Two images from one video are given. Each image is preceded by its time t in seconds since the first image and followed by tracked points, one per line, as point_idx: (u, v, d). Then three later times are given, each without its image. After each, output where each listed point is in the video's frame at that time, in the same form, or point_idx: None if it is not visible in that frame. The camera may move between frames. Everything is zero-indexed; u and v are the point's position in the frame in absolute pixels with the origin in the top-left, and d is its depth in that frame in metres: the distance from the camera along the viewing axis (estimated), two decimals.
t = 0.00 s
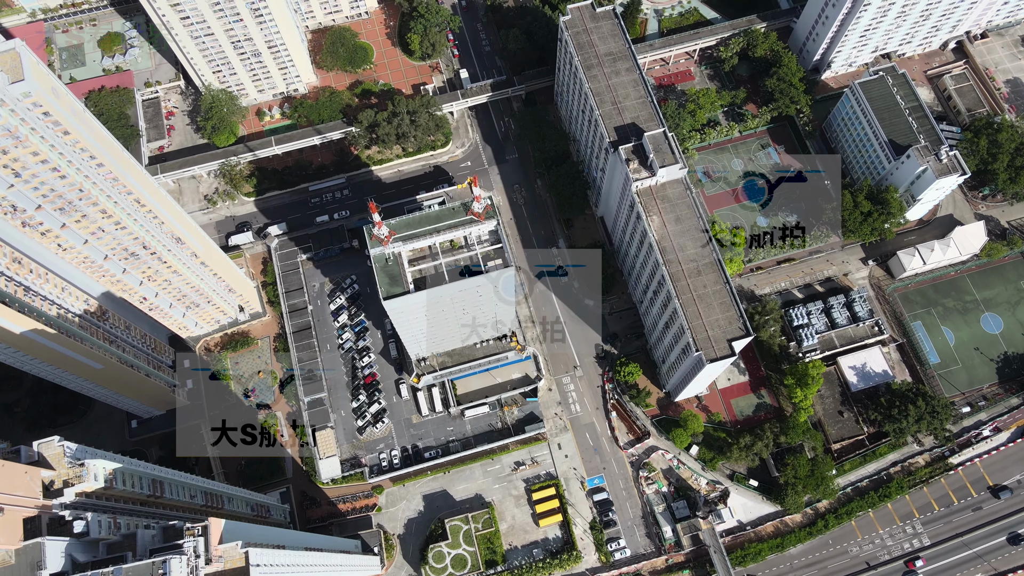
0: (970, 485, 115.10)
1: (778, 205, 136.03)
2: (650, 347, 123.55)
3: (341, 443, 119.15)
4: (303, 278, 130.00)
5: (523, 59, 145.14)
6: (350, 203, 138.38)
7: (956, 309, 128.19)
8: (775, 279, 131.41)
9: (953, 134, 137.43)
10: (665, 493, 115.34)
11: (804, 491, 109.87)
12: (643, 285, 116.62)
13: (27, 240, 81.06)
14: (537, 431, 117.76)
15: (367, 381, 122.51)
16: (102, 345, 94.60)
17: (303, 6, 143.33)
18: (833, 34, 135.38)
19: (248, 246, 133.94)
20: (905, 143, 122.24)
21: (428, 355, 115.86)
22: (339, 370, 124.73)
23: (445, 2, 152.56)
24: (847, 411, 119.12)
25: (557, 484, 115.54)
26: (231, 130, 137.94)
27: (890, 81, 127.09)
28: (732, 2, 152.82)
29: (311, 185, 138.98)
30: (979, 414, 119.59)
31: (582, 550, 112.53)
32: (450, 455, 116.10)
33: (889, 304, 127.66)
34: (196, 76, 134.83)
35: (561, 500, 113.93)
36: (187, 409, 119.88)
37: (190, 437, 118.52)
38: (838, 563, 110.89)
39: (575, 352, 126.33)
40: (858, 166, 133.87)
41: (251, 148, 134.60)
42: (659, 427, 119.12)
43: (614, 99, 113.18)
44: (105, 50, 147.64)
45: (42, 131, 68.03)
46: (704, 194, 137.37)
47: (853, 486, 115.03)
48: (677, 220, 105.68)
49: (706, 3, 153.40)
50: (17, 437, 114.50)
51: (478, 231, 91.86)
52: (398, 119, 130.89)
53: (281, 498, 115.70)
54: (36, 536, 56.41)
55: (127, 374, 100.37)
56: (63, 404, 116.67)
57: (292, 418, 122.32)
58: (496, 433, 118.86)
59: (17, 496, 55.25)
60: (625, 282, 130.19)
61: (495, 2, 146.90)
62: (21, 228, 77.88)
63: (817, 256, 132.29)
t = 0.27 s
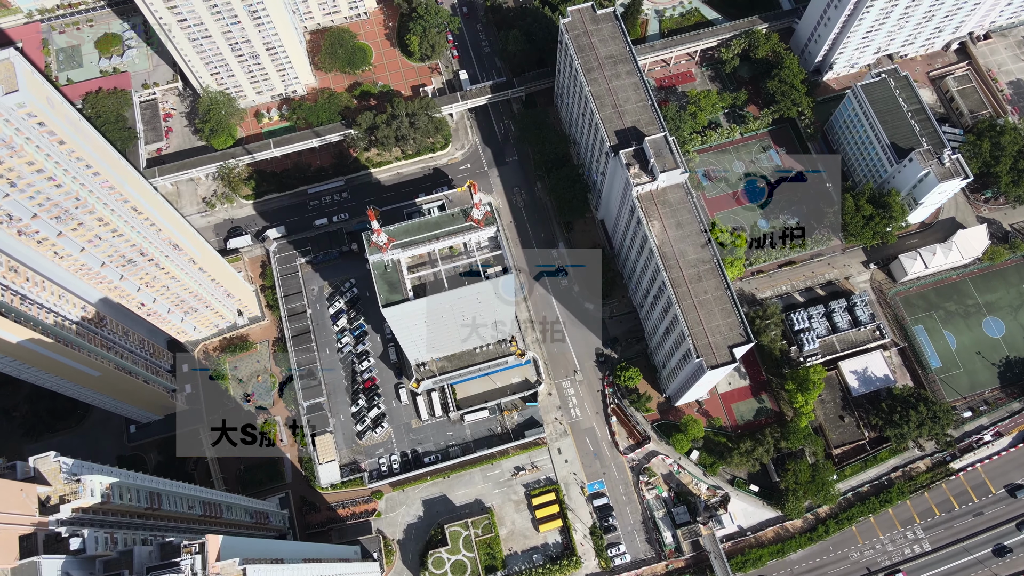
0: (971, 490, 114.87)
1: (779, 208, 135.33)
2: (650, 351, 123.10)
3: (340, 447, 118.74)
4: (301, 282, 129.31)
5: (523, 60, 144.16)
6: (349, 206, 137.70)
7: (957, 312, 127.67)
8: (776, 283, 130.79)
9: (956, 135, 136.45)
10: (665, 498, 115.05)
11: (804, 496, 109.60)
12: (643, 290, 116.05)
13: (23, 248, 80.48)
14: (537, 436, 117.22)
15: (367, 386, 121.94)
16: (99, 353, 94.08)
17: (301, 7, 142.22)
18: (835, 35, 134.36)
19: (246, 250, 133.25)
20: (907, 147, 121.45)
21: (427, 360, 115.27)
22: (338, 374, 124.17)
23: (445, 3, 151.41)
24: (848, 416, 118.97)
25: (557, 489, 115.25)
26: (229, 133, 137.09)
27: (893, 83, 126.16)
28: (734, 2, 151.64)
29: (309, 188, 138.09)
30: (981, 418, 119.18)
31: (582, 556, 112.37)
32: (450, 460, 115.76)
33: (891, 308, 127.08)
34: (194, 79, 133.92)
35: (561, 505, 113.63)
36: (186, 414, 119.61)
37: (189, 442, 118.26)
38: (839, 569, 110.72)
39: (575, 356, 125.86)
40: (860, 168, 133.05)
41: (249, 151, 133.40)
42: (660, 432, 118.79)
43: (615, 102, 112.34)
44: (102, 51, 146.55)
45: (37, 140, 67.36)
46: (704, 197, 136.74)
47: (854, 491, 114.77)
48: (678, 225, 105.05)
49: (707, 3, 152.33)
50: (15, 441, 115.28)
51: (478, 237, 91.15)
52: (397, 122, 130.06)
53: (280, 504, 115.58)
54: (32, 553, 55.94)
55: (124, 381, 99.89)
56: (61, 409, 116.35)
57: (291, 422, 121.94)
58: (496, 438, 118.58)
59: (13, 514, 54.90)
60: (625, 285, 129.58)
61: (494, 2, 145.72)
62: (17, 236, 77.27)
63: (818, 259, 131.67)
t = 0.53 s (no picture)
0: (972, 495, 114.65)
1: (780, 210, 134.68)
2: (651, 356, 122.67)
3: (338, 452, 118.35)
4: (300, 285, 128.69)
5: (523, 61, 143.13)
6: (348, 208, 137.07)
7: (959, 316, 127.11)
8: (777, 286, 130.18)
9: (959, 138, 135.40)
10: (665, 503, 114.82)
11: (805, 502, 109.30)
12: (643, 294, 115.57)
13: (20, 256, 79.92)
14: (537, 440, 116.91)
15: (366, 390, 121.37)
16: (96, 360, 93.59)
17: (299, 8, 141.16)
18: (837, 37, 133.37)
19: (245, 253, 132.55)
20: (909, 150, 120.64)
21: (427, 365, 114.72)
22: (337, 379, 123.62)
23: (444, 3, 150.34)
24: (849, 420, 118.60)
25: (557, 495, 114.93)
26: (227, 135, 136.02)
27: (895, 85, 125.27)
28: (735, 3, 150.54)
29: (309, 191, 137.60)
30: (982, 423, 118.78)
31: (582, 561, 112.22)
32: (449, 465, 115.43)
33: (892, 312, 126.56)
34: (191, 81, 132.99)
35: (561, 511, 113.38)
36: (184, 419, 119.31)
37: (188, 447, 117.89)
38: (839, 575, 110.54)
39: (575, 360, 125.44)
40: (862, 171, 132.24)
41: (248, 154, 132.56)
42: (660, 437, 118.50)
43: (615, 106, 111.52)
44: (99, 52, 145.52)
45: (32, 150, 66.67)
46: (705, 200, 136.08)
47: (854, 497, 114.53)
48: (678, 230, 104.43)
49: (709, 3, 151.22)
50: (13, 446, 115.22)
51: (477, 244, 90.67)
52: (396, 124, 129.20)
53: (279, 509, 115.18)
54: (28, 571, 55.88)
55: (123, 387, 99.41)
56: (60, 414, 115.98)
57: (290, 427, 121.57)
58: (496, 443, 118.24)
59: (8, 533, 54.51)
60: (625, 289, 129.03)
61: (494, 3, 144.69)
62: (13, 245, 76.68)
63: (819, 262, 131.04)
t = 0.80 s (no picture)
0: (973, 501, 114.45)
1: (781, 213, 133.96)
2: (651, 360, 122.19)
3: (338, 457, 118.00)
4: (299, 289, 127.95)
5: (523, 63, 142.09)
6: (347, 211, 136.28)
7: (961, 320, 126.56)
8: (778, 290, 129.57)
9: (961, 141, 134.65)
10: (665, 509, 114.57)
11: (805, 507, 108.97)
12: (644, 299, 115.03)
13: (16, 265, 79.41)
14: (537, 445, 116.43)
15: (365, 395, 120.70)
16: (94, 367, 93.14)
17: (298, 9, 140.07)
18: (839, 39, 132.39)
19: (243, 256, 131.81)
20: (911, 153, 119.82)
21: (426, 370, 114.16)
22: (336, 384, 123.00)
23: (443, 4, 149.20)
24: (850, 425, 118.34)
25: (557, 500, 114.62)
26: (225, 138, 135.05)
27: (897, 88, 124.40)
28: (737, 3, 149.39)
29: (307, 194, 136.89)
30: (983, 428, 118.44)
31: (582, 567, 112.12)
32: (449, 471, 115.07)
33: (893, 316, 126.10)
34: (189, 83, 132.07)
35: (561, 516, 113.09)
36: (183, 424, 118.88)
37: (187, 452, 117.45)
38: None
39: (575, 364, 124.95)
40: (864, 174, 131.41)
41: (246, 157, 132.21)
42: (660, 442, 118.17)
43: (615, 109, 110.74)
44: (96, 54, 144.45)
45: (27, 160, 66.09)
46: (706, 203, 135.33)
47: (854, 502, 114.26)
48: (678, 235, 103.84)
49: (710, 4, 150.10)
50: (12, 452, 115.26)
51: (476, 251, 89.78)
52: (395, 127, 128.41)
53: (278, 515, 114.74)
54: None
55: (121, 394, 98.97)
56: (58, 419, 115.53)
57: (289, 432, 121.15)
58: (495, 448, 117.85)
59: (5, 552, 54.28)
60: (625, 293, 128.44)
61: (494, 4, 143.61)
62: (9, 254, 76.18)
63: (820, 266, 130.34)
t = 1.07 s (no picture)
0: (974, 506, 114.29)
1: (782, 217, 133.50)
2: (651, 365, 121.81)
3: (337, 462, 117.67)
4: (298, 293, 127.35)
5: (522, 65, 141.16)
6: (345, 215, 135.51)
7: (962, 325, 126.07)
8: (779, 294, 129.03)
9: (963, 143, 133.60)
10: (665, 514, 114.33)
11: (806, 513, 108.69)
12: (644, 304, 114.57)
13: (12, 273, 78.91)
14: (537, 451, 116.11)
15: (364, 400, 120.22)
16: (91, 375, 92.72)
17: (296, 10, 139.15)
18: (841, 41, 131.52)
19: (241, 260, 131.30)
20: (913, 157, 119.04)
21: (425, 375, 113.73)
22: (335, 388, 122.48)
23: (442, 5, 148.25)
24: (851, 431, 117.90)
25: (557, 505, 114.39)
26: (223, 140, 134.38)
27: (899, 91, 123.60)
28: (738, 4, 148.40)
29: (306, 197, 136.22)
30: (984, 433, 118.14)
31: (581, 572, 112.02)
32: (448, 476, 114.97)
33: (894, 320, 125.54)
34: (187, 85, 131.25)
35: (561, 522, 112.85)
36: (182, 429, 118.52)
37: (185, 457, 117.07)
38: None
39: (575, 369, 124.52)
40: (865, 177, 130.66)
41: (244, 160, 131.79)
42: (660, 447, 117.89)
43: (615, 113, 109.99)
44: (93, 56, 143.58)
45: (22, 171, 65.50)
46: (706, 206, 134.74)
47: (855, 508, 114.06)
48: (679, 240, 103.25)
49: (711, 5, 149.12)
50: (10, 457, 114.81)
51: (475, 259, 89.41)
52: (394, 130, 127.65)
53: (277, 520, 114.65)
54: None
55: (118, 401, 98.58)
56: (56, 424, 115.11)
57: (289, 436, 120.84)
58: (495, 453, 117.47)
59: None
60: (625, 297, 127.91)
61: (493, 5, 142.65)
62: (5, 264, 75.69)
63: (821, 270, 129.75)
